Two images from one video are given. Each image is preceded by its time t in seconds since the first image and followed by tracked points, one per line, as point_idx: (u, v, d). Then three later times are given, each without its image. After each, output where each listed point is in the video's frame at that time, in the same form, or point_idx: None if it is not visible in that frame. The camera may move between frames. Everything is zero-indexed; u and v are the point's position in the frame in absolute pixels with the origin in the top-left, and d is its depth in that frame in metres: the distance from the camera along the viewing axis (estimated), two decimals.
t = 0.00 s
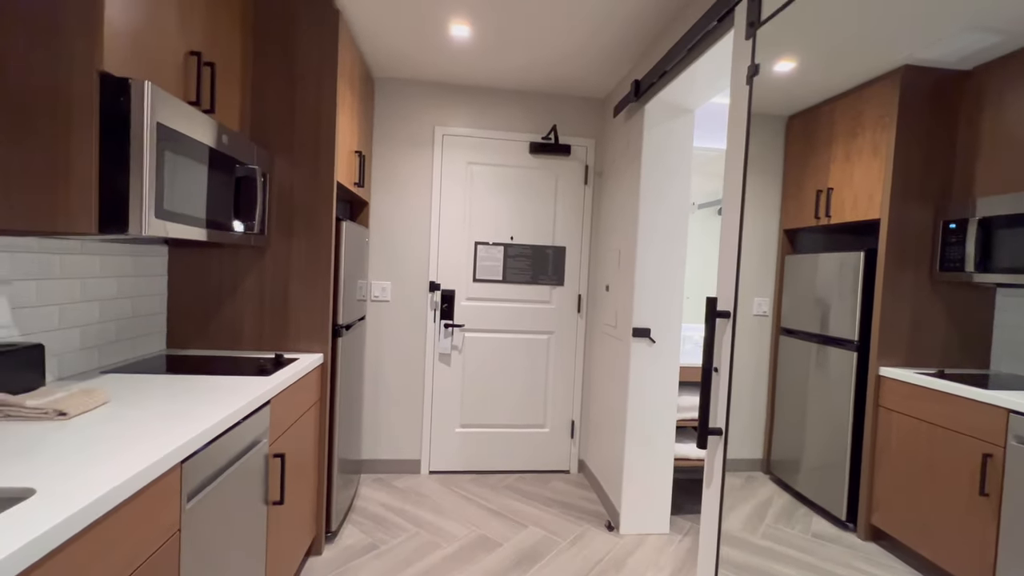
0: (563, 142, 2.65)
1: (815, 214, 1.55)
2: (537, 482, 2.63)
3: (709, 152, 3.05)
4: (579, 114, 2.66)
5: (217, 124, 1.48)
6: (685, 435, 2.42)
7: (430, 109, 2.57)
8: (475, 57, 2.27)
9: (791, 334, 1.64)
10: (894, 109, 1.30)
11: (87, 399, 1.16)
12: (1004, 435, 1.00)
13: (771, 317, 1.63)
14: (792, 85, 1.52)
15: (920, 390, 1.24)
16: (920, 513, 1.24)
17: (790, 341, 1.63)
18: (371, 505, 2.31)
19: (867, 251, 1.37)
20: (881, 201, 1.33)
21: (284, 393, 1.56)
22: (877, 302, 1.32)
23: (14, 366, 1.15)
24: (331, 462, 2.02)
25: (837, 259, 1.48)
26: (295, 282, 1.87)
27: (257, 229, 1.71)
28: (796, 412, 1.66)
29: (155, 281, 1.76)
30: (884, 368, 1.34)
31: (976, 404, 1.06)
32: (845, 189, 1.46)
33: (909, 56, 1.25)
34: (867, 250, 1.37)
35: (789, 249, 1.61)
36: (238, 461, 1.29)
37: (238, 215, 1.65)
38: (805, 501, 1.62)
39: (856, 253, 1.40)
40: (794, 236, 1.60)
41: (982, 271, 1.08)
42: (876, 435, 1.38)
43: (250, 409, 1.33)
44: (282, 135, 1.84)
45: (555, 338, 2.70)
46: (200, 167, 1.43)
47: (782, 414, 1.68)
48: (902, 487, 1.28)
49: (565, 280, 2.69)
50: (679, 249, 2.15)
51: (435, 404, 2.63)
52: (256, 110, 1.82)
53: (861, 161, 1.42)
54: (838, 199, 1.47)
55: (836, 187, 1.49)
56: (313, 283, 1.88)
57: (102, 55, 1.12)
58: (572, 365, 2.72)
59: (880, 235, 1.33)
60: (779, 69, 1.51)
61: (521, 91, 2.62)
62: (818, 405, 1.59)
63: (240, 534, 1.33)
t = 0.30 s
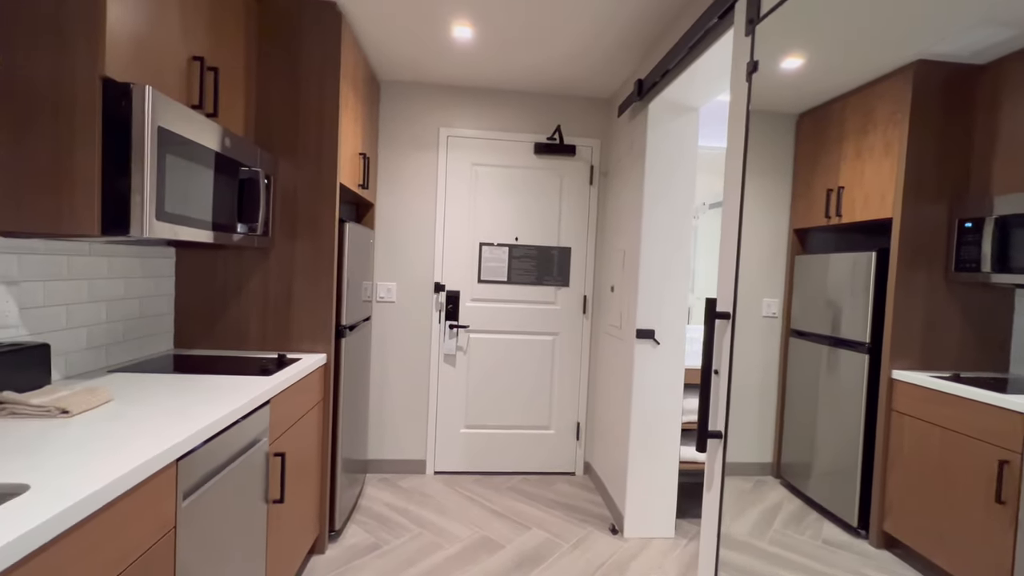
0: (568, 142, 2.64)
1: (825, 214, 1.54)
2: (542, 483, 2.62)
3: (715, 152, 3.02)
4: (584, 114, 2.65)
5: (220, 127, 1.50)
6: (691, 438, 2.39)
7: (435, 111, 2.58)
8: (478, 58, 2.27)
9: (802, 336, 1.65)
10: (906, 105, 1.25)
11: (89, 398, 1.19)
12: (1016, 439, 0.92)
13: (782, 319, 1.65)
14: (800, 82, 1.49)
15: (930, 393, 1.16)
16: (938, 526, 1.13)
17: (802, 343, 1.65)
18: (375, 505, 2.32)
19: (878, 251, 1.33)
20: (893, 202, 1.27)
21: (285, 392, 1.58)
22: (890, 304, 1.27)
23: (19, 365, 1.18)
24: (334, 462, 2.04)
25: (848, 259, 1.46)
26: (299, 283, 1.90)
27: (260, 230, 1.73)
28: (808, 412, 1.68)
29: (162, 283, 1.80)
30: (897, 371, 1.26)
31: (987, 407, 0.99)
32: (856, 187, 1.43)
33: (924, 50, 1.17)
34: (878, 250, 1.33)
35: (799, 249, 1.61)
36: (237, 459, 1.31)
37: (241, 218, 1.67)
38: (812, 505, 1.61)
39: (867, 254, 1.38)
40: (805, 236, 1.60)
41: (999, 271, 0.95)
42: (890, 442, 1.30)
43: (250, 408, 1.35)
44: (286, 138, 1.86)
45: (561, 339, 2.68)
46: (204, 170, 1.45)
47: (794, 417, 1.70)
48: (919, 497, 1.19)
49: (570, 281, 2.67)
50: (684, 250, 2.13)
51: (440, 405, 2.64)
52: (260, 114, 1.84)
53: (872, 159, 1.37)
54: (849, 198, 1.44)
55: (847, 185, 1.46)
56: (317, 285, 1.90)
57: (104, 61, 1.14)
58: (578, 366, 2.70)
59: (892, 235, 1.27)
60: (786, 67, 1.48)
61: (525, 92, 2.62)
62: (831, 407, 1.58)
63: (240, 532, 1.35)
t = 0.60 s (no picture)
0: (574, 144, 2.63)
1: (835, 214, 1.44)
2: (548, 486, 2.61)
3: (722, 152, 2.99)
4: (590, 115, 2.64)
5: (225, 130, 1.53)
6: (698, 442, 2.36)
7: (441, 114, 2.59)
8: (482, 61, 2.28)
9: (812, 338, 1.57)
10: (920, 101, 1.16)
11: (94, 397, 1.21)
12: None
13: (792, 320, 1.58)
14: (804, 81, 1.47)
15: (943, 400, 1.11)
16: (948, 532, 1.11)
17: (811, 346, 1.57)
18: (380, 505, 2.33)
19: (892, 251, 1.22)
20: (906, 202, 1.18)
21: (288, 392, 1.60)
22: (903, 305, 1.19)
23: (29, 364, 1.21)
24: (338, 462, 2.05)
25: (861, 258, 1.35)
26: (304, 283, 1.92)
27: (264, 232, 1.76)
28: (819, 418, 1.59)
29: (171, 284, 1.83)
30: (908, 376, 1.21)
31: (1007, 414, 0.94)
32: (868, 183, 1.32)
33: (933, 47, 1.13)
34: (892, 249, 1.23)
35: (809, 249, 1.53)
36: (238, 458, 1.32)
37: (246, 220, 1.69)
38: (824, 512, 1.53)
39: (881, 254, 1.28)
40: (816, 236, 1.51)
41: (1016, 272, 0.92)
42: (901, 444, 1.25)
43: (252, 406, 1.37)
44: (291, 141, 1.89)
45: (567, 341, 2.67)
46: (208, 173, 1.48)
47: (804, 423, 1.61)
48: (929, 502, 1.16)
49: (576, 283, 2.66)
50: (689, 250, 2.11)
51: (446, 407, 2.64)
52: (266, 118, 1.87)
53: (884, 156, 1.27)
54: (862, 196, 1.34)
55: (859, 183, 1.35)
56: (321, 286, 1.92)
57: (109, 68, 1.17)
58: (583, 368, 2.69)
59: (905, 234, 1.19)
60: (795, 64, 1.47)
61: (531, 94, 2.62)
62: (844, 414, 1.48)
63: (242, 530, 1.36)
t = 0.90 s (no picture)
0: (581, 144, 2.63)
1: (849, 214, 1.41)
2: (555, 487, 2.60)
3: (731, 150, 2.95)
4: (597, 115, 2.64)
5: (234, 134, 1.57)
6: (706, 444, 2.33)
7: (448, 116, 2.61)
8: (488, 63, 2.29)
9: (825, 340, 1.50)
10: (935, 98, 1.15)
11: (106, 394, 1.25)
12: None
13: (804, 321, 1.53)
14: (813, 78, 1.46)
15: (959, 402, 1.09)
16: (964, 536, 1.09)
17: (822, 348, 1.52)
18: (388, 505, 2.36)
19: (906, 251, 1.20)
20: (922, 196, 1.17)
21: (295, 391, 1.62)
22: (918, 305, 1.15)
23: (46, 362, 1.26)
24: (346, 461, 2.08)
25: (875, 258, 1.31)
26: (312, 284, 1.95)
27: (273, 234, 1.79)
28: (831, 423, 1.55)
29: (183, 286, 1.88)
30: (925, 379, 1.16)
31: None
32: (881, 182, 1.31)
33: (949, 42, 1.10)
34: (906, 249, 1.20)
35: (821, 250, 1.48)
36: (245, 455, 1.35)
37: (256, 222, 1.73)
38: (836, 517, 1.50)
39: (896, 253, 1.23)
40: (829, 236, 1.47)
41: None
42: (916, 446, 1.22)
43: (259, 405, 1.40)
44: (300, 144, 1.92)
45: (574, 342, 2.67)
46: (218, 176, 1.51)
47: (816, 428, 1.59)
48: (944, 506, 1.14)
49: (583, 284, 2.66)
50: (696, 251, 2.09)
51: (454, 407, 2.66)
52: (275, 122, 1.91)
53: (898, 153, 1.26)
54: (875, 195, 1.33)
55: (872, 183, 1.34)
56: (329, 287, 1.95)
57: (122, 75, 1.21)
58: (591, 369, 2.68)
59: (920, 233, 1.16)
60: (803, 62, 1.45)
61: (538, 95, 2.62)
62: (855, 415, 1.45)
63: (248, 526, 1.39)
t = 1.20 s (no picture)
0: (588, 145, 2.63)
1: (859, 213, 1.41)
2: (562, 488, 2.61)
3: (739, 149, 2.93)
4: (604, 116, 2.64)
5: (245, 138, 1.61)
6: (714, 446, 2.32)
7: (456, 119, 2.64)
8: (495, 66, 2.31)
9: (837, 341, 1.51)
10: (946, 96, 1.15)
11: (121, 391, 1.29)
12: None
13: (813, 322, 1.53)
14: (819, 77, 1.45)
15: (972, 405, 1.07)
16: (975, 539, 1.08)
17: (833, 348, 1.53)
18: (396, 503, 2.38)
19: (917, 251, 1.21)
20: (933, 196, 1.17)
21: (303, 389, 1.66)
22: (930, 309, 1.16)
23: (66, 358, 1.31)
24: (354, 459, 2.11)
25: (886, 258, 1.32)
26: (321, 284, 1.98)
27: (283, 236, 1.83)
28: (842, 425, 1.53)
29: (196, 286, 1.92)
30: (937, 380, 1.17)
31: None
32: (892, 181, 1.31)
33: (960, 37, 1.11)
34: (917, 250, 1.20)
35: (832, 250, 1.47)
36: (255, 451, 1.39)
37: (266, 224, 1.76)
38: (849, 521, 1.50)
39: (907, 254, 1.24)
40: (840, 236, 1.46)
41: None
42: (931, 450, 1.21)
43: (267, 402, 1.43)
44: (309, 148, 1.96)
45: (581, 343, 2.67)
46: (229, 180, 1.55)
47: (828, 433, 1.57)
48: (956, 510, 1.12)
49: (590, 284, 2.66)
50: (702, 251, 2.08)
51: (461, 407, 2.68)
52: (285, 126, 1.95)
53: (909, 152, 1.26)
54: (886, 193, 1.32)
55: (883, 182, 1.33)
56: (338, 288, 1.98)
57: (136, 82, 1.25)
58: (598, 370, 2.68)
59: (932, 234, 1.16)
60: (812, 61, 1.44)
61: (545, 96, 2.64)
62: (871, 418, 1.43)
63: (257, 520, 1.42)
